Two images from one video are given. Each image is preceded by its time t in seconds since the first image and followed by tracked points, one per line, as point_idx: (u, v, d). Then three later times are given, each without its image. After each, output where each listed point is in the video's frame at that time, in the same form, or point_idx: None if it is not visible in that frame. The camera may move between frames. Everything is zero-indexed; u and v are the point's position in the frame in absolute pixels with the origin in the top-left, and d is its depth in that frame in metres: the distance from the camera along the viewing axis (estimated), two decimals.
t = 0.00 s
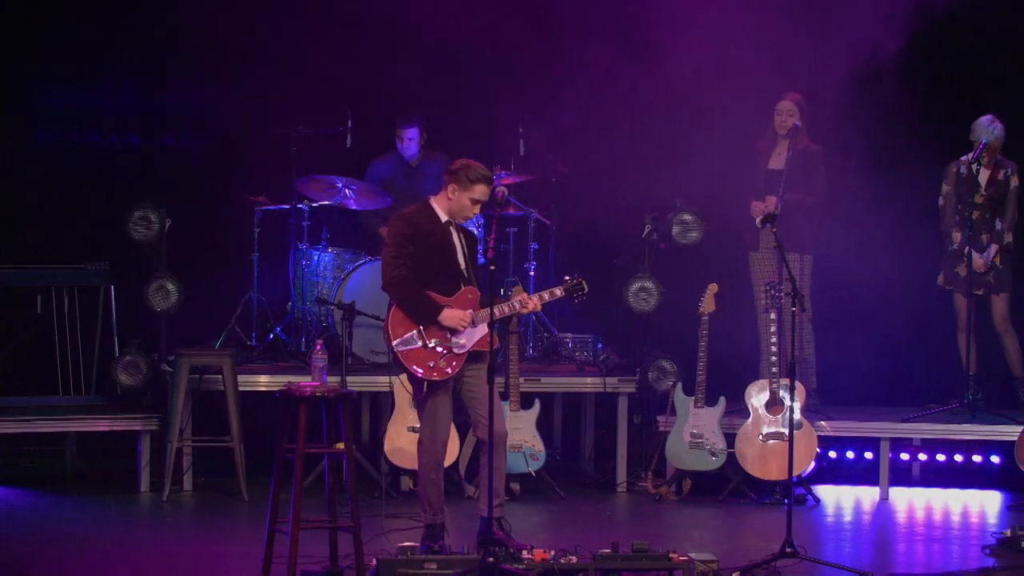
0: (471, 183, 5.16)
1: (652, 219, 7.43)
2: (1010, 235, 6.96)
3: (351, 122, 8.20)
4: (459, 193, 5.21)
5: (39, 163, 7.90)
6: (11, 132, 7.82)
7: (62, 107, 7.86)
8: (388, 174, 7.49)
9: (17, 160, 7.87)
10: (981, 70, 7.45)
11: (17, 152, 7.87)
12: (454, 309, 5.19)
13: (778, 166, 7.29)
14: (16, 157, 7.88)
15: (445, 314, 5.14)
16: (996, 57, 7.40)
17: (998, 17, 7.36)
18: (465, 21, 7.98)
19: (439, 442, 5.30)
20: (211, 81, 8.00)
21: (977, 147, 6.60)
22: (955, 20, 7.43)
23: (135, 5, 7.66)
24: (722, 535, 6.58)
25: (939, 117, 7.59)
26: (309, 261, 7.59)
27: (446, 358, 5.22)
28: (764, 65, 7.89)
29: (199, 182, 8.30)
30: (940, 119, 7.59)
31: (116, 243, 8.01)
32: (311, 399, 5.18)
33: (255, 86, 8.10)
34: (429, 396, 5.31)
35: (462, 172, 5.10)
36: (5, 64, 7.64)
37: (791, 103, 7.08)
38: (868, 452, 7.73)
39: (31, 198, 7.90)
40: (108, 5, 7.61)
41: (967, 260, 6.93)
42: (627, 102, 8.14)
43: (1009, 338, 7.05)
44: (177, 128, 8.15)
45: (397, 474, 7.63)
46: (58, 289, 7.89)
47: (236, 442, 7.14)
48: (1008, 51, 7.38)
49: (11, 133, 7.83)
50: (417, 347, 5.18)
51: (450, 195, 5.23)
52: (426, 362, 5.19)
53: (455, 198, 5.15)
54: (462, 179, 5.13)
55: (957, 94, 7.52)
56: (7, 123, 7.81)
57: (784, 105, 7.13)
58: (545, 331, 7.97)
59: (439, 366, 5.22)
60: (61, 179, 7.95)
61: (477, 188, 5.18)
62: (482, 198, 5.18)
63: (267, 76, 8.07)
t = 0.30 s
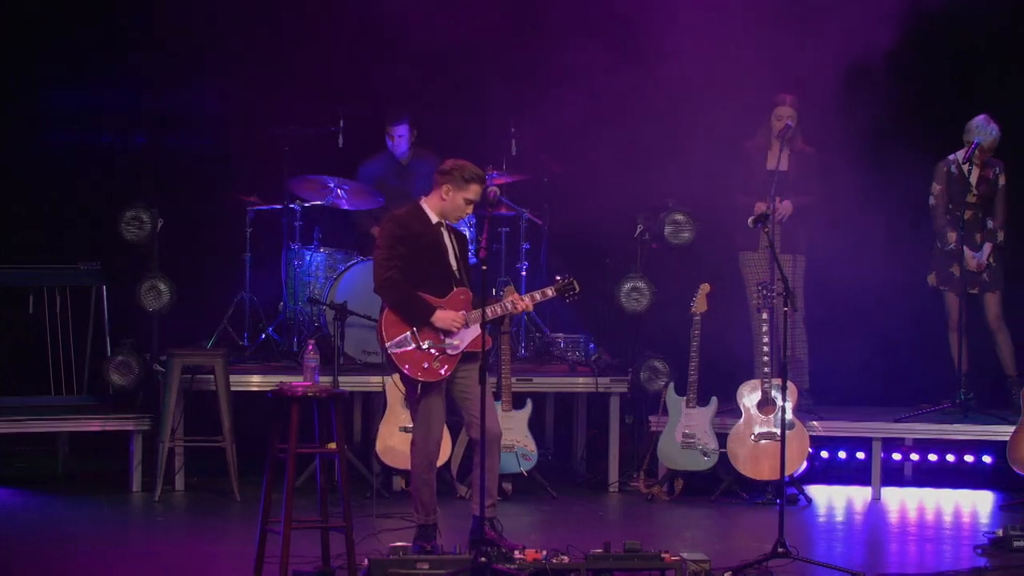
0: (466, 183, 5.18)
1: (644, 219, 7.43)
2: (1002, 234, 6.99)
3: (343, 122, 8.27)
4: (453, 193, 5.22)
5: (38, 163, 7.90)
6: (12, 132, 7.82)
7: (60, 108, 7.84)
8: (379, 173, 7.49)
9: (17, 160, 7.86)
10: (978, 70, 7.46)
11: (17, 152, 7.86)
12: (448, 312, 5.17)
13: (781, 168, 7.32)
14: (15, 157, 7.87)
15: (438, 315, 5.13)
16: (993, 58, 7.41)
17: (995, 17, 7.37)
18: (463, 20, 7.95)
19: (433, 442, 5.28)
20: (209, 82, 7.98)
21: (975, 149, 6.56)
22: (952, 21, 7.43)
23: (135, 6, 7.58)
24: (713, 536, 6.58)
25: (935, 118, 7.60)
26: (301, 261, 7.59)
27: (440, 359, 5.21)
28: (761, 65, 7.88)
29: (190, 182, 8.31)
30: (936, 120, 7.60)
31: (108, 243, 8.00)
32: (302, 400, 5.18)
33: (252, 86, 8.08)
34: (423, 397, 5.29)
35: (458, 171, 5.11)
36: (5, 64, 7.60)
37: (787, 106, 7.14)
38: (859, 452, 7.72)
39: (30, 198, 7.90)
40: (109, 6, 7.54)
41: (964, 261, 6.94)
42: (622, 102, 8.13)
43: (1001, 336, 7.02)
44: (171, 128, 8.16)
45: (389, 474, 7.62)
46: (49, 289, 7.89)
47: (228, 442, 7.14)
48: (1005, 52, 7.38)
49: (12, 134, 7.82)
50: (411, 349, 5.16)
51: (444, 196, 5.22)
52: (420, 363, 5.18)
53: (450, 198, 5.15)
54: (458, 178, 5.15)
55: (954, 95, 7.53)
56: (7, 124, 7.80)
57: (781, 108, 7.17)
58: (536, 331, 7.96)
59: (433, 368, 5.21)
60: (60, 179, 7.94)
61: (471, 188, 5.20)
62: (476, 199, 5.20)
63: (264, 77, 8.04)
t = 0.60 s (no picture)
0: (455, 178, 5.18)
1: (636, 219, 7.43)
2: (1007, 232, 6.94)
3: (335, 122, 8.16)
4: (442, 189, 5.22)
5: (39, 163, 7.86)
6: (11, 132, 7.78)
7: (60, 107, 7.81)
8: (371, 173, 7.49)
9: (17, 160, 7.83)
10: (972, 70, 7.47)
11: (17, 151, 7.82)
12: (443, 309, 5.20)
13: (784, 168, 7.37)
14: (16, 157, 7.83)
15: (434, 312, 5.16)
16: (985, 58, 7.45)
17: (989, 18, 7.39)
18: (458, 21, 7.96)
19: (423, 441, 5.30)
20: (204, 83, 8.00)
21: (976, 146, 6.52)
22: (946, 21, 7.44)
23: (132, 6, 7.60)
24: (706, 536, 6.58)
25: (929, 118, 7.60)
26: (294, 261, 7.59)
27: (437, 357, 5.23)
28: (756, 65, 7.87)
29: (183, 182, 8.32)
30: (931, 120, 7.60)
31: (102, 243, 8.00)
32: (294, 400, 5.19)
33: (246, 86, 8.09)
34: (413, 399, 5.33)
35: (447, 166, 5.13)
36: (5, 64, 7.59)
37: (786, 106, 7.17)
38: (851, 452, 7.73)
39: (30, 198, 7.88)
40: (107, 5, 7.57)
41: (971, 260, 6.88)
42: (616, 102, 8.13)
43: (1001, 335, 6.98)
44: (166, 129, 8.16)
45: (381, 474, 7.63)
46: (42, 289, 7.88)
47: (220, 442, 7.14)
48: (998, 52, 7.41)
49: (12, 133, 7.79)
50: (409, 348, 5.18)
51: (434, 192, 5.23)
52: (417, 362, 5.20)
53: (439, 193, 5.16)
54: (446, 174, 5.16)
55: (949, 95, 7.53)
56: (7, 124, 7.77)
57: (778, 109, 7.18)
58: (528, 331, 7.96)
59: (430, 366, 5.23)
60: (61, 179, 7.92)
61: (461, 183, 5.20)
62: (466, 192, 5.21)
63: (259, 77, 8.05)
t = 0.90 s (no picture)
0: (447, 179, 5.19)
1: (627, 219, 7.43)
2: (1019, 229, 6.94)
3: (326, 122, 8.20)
4: (434, 190, 5.23)
5: (39, 163, 7.89)
6: (11, 132, 7.81)
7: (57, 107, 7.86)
8: (363, 174, 7.49)
9: (17, 160, 7.85)
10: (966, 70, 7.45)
11: (17, 151, 7.85)
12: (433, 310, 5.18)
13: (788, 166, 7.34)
14: (16, 157, 7.86)
15: (422, 314, 5.13)
16: (983, 58, 7.40)
17: (983, 18, 7.37)
18: (450, 20, 7.96)
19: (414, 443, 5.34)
20: (194, 82, 8.03)
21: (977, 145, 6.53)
22: (939, 22, 7.43)
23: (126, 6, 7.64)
24: (697, 536, 6.58)
25: (921, 118, 7.59)
26: (285, 261, 7.59)
27: (426, 359, 5.23)
28: (748, 65, 7.87)
29: (176, 182, 8.32)
30: (923, 120, 7.59)
31: (94, 244, 8.00)
32: (285, 400, 5.19)
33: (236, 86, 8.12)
34: (402, 399, 5.34)
35: (438, 166, 5.14)
36: (5, 64, 7.64)
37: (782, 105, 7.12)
38: (842, 451, 7.68)
39: (30, 198, 7.89)
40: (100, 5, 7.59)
41: (981, 259, 6.89)
42: (608, 102, 8.13)
43: (1003, 334, 7.03)
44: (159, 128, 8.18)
45: (373, 474, 7.64)
46: (34, 289, 7.89)
47: (211, 442, 7.15)
48: (995, 52, 7.38)
49: (12, 134, 7.82)
50: (398, 350, 5.19)
51: (426, 194, 5.23)
52: (405, 364, 5.20)
53: (431, 195, 5.17)
54: (438, 175, 5.16)
55: (941, 95, 7.52)
56: (7, 124, 7.80)
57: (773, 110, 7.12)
58: (520, 331, 7.96)
59: (419, 367, 5.23)
60: (61, 178, 7.95)
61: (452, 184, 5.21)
62: (459, 193, 5.22)
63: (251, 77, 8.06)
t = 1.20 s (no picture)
0: (439, 183, 5.17)
1: (619, 218, 7.43)
2: None
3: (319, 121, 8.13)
4: (427, 195, 5.20)
5: (39, 163, 7.88)
6: (11, 132, 7.80)
7: (52, 107, 7.86)
8: (356, 174, 7.49)
9: (17, 160, 7.83)
10: (963, 71, 7.44)
11: (17, 152, 7.83)
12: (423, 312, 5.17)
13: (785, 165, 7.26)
14: (16, 157, 7.84)
15: (411, 316, 5.12)
16: (983, 59, 7.38)
17: (978, 18, 7.35)
18: (444, 20, 7.96)
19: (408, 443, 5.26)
20: (191, 83, 7.98)
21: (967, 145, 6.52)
22: (932, 22, 7.44)
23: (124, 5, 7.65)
24: (690, 536, 6.58)
25: (914, 117, 7.58)
26: (278, 261, 7.58)
27: (415, 361, 5.22)
28: (741, 65, 7.88)
29: (171, 182, 8.34)
30: (919, 121, 7.58)
31: (87, 244, 7.98)
32: (278, 400, 5.20)
33: (233, 87, 8.08)
34: (397, 398, 5.30)
35: (428, 172, 5.11)
36: (4, 63, 7.64)
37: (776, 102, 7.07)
38: (834, 451, 7.70)
39: (30, 199, 7.86)
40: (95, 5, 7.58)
41: (981, 260, 6.81)
42: (599, 102, 8.13)
43: (1003, 338, 6.95)
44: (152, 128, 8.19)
45: (365, 474, 7.64)
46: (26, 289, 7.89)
47: (204, 442, 7.15)
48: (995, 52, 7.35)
49: (12, 134, 7.81)
50: (387, 352, 5.17)
51: (419, 199, 5.21)
52: (395, 366, 5.18)
53: (424, 199, 5.14)
54: (429, 179, 5.14)
55: (935, 95, 7.51)
56: (8, 124, 7.79)
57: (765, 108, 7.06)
58: (512, 331, 7.96)
59: (409, 369, 5.22)
60: (61, 178, 7.95)
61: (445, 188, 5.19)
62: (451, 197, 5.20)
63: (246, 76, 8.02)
